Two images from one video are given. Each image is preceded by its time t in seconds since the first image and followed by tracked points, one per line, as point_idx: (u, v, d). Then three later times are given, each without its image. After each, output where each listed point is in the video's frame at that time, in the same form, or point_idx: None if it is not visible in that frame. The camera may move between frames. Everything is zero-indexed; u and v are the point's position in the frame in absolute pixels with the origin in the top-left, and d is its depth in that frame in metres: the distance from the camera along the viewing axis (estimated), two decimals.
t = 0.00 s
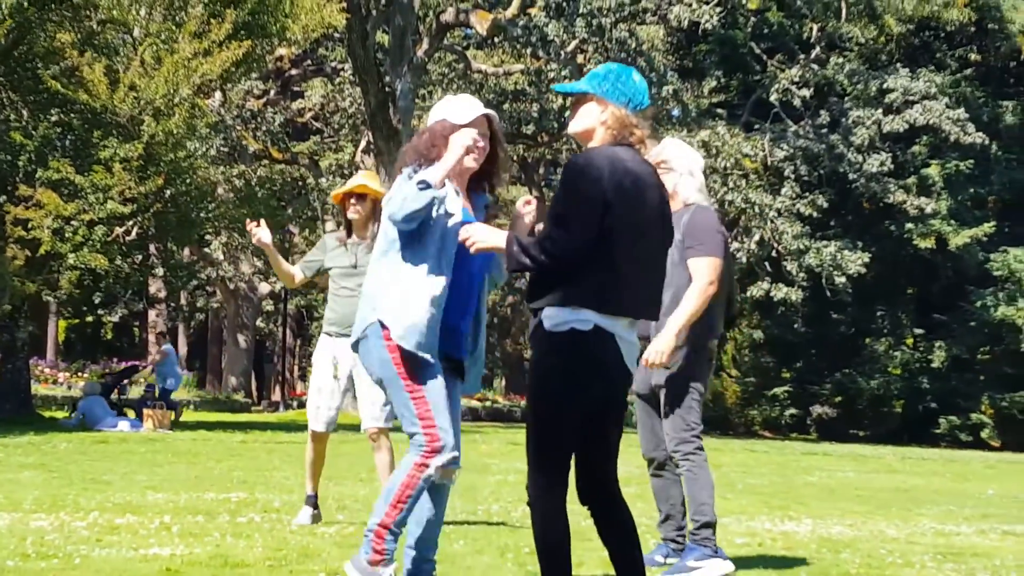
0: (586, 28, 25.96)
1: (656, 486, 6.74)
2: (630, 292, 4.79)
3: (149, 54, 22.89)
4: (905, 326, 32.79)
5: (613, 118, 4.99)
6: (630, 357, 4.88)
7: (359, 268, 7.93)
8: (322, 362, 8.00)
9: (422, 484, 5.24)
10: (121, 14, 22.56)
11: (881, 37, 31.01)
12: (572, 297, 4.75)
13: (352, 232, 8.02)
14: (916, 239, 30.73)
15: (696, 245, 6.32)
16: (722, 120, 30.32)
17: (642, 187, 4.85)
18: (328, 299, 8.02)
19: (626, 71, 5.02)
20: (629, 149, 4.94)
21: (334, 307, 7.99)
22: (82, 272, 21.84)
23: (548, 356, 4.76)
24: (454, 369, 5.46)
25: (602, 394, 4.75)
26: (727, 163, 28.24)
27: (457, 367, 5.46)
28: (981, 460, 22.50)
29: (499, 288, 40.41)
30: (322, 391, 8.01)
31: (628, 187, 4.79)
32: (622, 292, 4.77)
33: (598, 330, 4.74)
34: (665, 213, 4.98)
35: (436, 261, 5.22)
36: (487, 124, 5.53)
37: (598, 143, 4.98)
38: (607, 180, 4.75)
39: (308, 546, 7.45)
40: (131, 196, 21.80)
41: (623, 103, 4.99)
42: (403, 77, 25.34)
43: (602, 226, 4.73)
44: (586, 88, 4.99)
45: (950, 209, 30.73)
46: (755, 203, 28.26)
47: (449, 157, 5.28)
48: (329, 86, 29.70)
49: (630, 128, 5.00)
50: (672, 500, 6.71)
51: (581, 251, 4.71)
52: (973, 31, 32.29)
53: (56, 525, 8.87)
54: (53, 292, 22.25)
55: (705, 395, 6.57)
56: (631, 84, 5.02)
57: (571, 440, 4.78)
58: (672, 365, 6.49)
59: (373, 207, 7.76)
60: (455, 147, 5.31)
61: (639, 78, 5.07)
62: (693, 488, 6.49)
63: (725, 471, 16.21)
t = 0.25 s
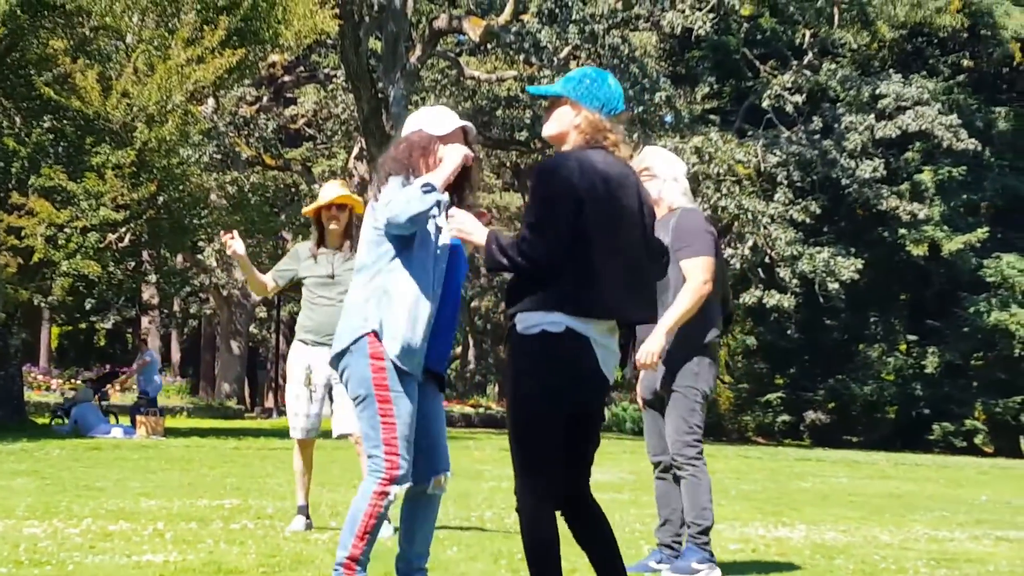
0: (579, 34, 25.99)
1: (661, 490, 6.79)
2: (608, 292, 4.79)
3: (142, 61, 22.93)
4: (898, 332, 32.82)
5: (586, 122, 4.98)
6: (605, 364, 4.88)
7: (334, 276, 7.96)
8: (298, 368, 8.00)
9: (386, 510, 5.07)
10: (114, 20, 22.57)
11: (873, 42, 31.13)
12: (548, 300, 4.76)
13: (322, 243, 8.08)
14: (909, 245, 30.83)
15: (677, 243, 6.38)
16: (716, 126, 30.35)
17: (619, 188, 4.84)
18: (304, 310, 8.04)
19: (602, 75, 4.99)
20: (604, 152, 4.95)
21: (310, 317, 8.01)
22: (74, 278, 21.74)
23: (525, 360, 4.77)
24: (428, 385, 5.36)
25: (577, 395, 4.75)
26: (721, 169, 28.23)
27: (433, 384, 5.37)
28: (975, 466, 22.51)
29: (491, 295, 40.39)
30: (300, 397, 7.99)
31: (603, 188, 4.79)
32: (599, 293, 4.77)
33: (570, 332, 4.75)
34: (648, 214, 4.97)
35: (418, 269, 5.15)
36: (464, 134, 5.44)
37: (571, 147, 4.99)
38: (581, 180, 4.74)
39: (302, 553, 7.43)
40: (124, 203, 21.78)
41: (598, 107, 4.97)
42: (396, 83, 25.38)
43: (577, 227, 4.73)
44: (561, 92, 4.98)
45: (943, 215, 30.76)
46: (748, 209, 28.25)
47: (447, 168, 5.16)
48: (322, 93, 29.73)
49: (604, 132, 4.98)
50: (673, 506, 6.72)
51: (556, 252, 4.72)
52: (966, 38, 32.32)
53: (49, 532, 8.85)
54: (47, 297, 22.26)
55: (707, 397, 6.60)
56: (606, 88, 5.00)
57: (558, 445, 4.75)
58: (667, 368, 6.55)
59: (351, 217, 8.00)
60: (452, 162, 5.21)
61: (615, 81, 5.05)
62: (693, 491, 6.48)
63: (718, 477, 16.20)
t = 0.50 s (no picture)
0: (573, 37, 25.98)
1: (654, 491, 6.77)
2: (581, 293, 4.71)
3: (137, 64, 22.83)
4: (893, 335, 32.87)
5: (567, 122, 4.90)
6: (594, 365, 4.83)
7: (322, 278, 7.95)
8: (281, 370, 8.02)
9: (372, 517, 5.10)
10: (107, 23, 22.48)
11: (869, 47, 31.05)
12: (519, 301, 4.72)
13: (304, 245, 8.08)
14: (904, 248, 30.85)
15: (702, 253, 6.49)
16: (710, 129, 30.32)
17: (594, 186, 4.75)
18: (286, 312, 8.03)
19: (581, 75, 4.91)
20: (584, 152, 4.87)
21: (295, 320, 7.99)
22: (68, 281, 21.69)
23: (507, 361, 4.76)
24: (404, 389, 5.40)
25: (559, 395, 4.74)
26: (716, 172, 28.20)
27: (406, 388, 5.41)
28: (969, 468, 22.52)
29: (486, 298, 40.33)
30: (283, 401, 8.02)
31: (575, 186, 4.70)
32: (571, 293, 4.70)
33: (549, 335, 4.72)
34: (631, 211, 4.86)
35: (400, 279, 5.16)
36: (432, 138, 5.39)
37: (553, 146, 4.90)
38: (548, 179, 4.67)
39: (296, 555, 7.45)
40: (118, 207, 21.88)
41: (578, 107, 4.89)
42: (391, 86, 25.32)
43: (543, 227, 4.66)
44: (542, 93, 4.89)
45: (937, 218, 30.79)
46: (744, 213, 28.21)
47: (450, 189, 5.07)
48: (316, 95, 29.70)
49: (585, 132, 4.91)
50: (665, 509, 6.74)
51: (523, 253, 4.66)
52: (961, 41, 32.32)
53: (43, 534, 8.87)
54: (39, 301, 22.15)
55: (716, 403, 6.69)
56: (587, 88, 4.92)
57: (541, 447, 4.75)
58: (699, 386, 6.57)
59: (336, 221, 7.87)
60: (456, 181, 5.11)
61: (597, 83, 4.97)
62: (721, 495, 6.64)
63: (712, 480, 16.23)
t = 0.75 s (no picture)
0: (570, 37, 25.97)
1: (650, 494, 6.66)
2: (577, 292, 4.69)
3: (134, 63, 22.71)
4: (890, 335, 32.86)
5: (571, 123, 4.86)
6: (590, 364, 4.82)
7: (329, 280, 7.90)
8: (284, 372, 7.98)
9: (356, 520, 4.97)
10: (103, 23, 22.51)
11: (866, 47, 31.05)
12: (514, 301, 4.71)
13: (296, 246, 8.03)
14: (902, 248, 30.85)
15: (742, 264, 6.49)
16: (707, 128, 30.31)
17: (592, 186, 4.71)
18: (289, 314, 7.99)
19: (588, 75, 4.88)
20: (586, 152, 4.84)
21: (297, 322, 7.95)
22: (64, 281, 21.65)
23: (501, 362, 4.75)
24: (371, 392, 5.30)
25: (553, 393, 4.72)
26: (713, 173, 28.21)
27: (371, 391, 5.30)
28: (966, 468, 22.57)
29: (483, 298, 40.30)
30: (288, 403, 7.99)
31: (572, 188, 4.66)
32: (567, 294, 4.68)
33: (542, 334, 4.70)
34: (633, 213, 4.83)
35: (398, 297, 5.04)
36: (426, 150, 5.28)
37: (555, 146, 4.87)
38: (544, 180, 4.63)
39: (295, 556, 7.44)
40: (114, 206, 21.84)
41: (582, 108, 4.86)
42: (388, 85, 25.42)
43: (538, 229, 4.64)
44: (546, 92, 4.85)
45: (933, 217, 30.82)
46: (740, 212, 28.20)
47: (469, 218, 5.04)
48: (313, 95, 29.76)
49: (589, 132, 4.87)
50: (665, 510, 6.64)
51: (520, 256, 4.65)
52: (957, 41, 32.35)
53: (40, 534, 8.86)
54: (36, 301, 22.13)
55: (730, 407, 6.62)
56: (592, 88, 4.89)
57: (537, 447, 4.74)
58: (727, 396, 6.46)
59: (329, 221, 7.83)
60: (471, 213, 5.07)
61: (601, 83, 4.93)
62: (730, 499, 6.57)
63: (709, 480, 16.24)
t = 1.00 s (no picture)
0: (569, 34, 25.68)
1: (653, 492, 6.56)
2: (600, 294, 4.67)
3: (131, 60, 22.49)
4: (890, 332, 32.66)
5: (589, 123, 4.86)
6: (613, 363, 4.80)
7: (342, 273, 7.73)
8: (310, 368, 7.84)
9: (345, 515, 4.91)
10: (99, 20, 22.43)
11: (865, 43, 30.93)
12: (536, 304, 4.67)
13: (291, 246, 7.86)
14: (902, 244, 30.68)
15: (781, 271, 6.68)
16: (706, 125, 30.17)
17: (613, 189, 4.73)
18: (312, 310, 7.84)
19: (600, 72, 4.85)
20: (605, 152, 4.83)
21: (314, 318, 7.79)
22: (60, 280, 21.56)
23: (524, 363, 4.72)
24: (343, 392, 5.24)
25: (570, 390, 4.69)
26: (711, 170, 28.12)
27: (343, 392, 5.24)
28: (965, 466, 22.51)
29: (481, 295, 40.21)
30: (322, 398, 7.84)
31: (594, 190, 4.67)
32: (592, 293, 4.65)
33: (563, 334, 4.69)
34: (651, 216, 4.86)
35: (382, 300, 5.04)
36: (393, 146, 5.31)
37: (574, 148, 4.87)
38: (568, 181, 4.63)
39: (294, 554, 7.35)
40: (111, 204, 21.74)
41: (599, 107, 4.85)
42: (385, 81, 25.43)
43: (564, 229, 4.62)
44: (564, 93, 4.85)
45: (933, 214, 30.75)
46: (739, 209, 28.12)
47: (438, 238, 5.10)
48: (310, 92, 29.70)
49: (608, 131, 4.87)
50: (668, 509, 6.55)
51: (547, 259, 4.62)
52: (957, 37, 32.26)
53: (36, 533, 8.77)
54: (32, 299, 22.04)
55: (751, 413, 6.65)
56: (608, 86, 4.86)
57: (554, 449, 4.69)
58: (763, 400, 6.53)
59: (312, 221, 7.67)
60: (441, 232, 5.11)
61: (616, 78, 4.91)
62: (739, 505, 6.53)
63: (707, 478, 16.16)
